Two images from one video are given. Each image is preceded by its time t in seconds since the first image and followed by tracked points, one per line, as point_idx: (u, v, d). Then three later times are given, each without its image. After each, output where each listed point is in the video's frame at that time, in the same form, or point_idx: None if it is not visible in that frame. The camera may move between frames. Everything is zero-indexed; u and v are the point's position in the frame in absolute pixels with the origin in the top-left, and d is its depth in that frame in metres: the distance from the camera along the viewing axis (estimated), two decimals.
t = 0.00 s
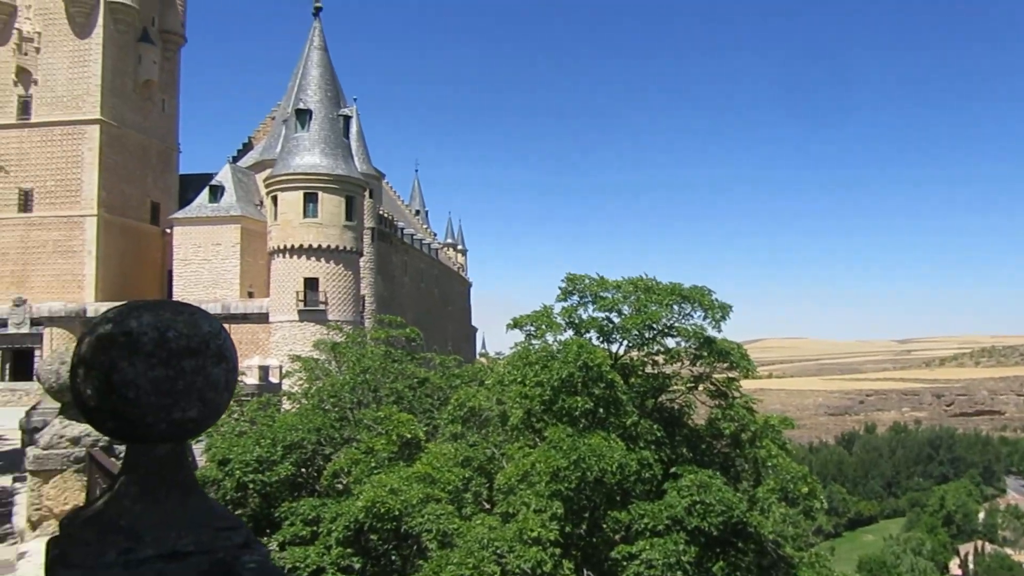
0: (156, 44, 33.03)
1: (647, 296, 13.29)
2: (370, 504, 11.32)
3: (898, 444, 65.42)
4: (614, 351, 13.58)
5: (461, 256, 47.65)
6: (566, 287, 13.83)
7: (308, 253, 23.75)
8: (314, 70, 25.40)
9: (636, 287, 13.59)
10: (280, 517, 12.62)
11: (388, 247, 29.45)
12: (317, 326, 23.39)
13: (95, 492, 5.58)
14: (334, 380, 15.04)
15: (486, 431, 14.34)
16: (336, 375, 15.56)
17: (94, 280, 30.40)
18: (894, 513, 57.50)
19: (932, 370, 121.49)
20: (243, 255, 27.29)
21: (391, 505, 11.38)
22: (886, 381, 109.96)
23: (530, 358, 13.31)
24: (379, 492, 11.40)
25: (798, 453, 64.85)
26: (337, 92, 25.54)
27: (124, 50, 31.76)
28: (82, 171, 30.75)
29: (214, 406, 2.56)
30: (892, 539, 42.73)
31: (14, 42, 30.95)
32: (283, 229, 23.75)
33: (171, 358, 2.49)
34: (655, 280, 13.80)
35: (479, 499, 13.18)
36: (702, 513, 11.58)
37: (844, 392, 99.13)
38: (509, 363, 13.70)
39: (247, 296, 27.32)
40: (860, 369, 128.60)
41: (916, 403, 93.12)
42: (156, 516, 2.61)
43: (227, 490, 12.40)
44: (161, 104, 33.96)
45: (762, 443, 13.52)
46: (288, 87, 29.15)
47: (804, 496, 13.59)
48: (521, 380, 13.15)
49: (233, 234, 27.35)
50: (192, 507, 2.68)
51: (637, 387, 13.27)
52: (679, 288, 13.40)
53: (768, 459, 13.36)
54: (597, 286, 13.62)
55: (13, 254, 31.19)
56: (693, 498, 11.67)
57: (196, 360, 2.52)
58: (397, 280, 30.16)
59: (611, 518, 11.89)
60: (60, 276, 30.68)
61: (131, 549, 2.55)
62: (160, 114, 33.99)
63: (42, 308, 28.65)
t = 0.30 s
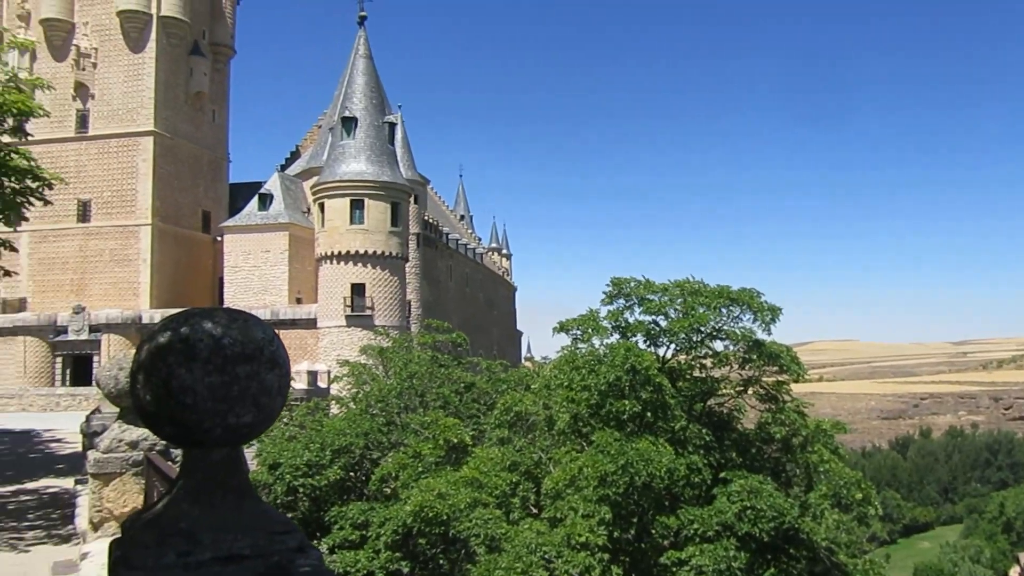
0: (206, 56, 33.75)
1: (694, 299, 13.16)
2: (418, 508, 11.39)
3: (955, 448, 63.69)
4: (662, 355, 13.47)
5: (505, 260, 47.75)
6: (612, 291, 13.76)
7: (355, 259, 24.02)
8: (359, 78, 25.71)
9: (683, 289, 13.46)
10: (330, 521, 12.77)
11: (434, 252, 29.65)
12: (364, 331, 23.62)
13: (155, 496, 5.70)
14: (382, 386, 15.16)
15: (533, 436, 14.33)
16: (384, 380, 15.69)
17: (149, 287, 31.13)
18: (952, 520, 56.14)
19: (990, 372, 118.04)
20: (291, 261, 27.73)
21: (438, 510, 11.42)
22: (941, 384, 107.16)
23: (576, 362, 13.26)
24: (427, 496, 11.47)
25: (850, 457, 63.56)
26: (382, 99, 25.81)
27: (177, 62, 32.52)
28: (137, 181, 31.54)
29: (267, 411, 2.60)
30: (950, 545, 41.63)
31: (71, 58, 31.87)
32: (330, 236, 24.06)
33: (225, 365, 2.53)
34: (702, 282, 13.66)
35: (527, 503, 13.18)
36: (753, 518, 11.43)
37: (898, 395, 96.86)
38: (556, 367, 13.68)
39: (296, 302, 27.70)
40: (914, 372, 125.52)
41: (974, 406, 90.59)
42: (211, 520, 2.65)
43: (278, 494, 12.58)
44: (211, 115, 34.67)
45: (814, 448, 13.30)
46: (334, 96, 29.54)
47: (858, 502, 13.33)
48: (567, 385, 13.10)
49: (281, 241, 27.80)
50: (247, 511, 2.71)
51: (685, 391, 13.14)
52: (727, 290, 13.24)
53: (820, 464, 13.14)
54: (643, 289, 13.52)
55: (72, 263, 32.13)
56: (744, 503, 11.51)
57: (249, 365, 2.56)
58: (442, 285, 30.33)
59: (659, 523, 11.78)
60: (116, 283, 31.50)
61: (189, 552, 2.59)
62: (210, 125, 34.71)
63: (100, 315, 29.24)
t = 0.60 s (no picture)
0: (252, 65, 34.34)
1: (738, 304, 13.01)
2: (458, 513, 11.42)
3: (1007, 457, 62.09)
4: (705, 361, 13.33)
5: (545, 265, 47.73)
6: (654, 296, 13.66)
7: (397, 264, 24.21)
8: (401, 85, 25.94)
9: (726, 295, 13.30)
10: (372, 525, 12.86)
11: (474, 257, 29.76)
12: (405, 336, 23.76)
13: (202, 498, 5.80)
14: (423, 391, 15.24)
15: (573, 442, 14.28)
16: (425, 385, 15.77)
17: (197, 292, 31.75)
18: (1005, 532, 55.28)
19: None
20: (334, 266, 28.07)
21: (479, 515, 11.43)
22: (993, 391, 104.52)
23: (618, 368, 13.18)
24: (469, 501, 11.49)
25: (898, 465, 62.39)
26: (424, 106, 26.03)
27: (224, 71, 33.15)
28: (185, 188, 32.19)
29: (314, 417, 2.63)
30: (1002, 557, 40.64)
31: (123, 69, 32.70)
32: (372, 241, 24.29)
33: (272, 370, 2.57)
34: (745, 288, 13.51)
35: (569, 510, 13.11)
36: (798, 527, 11.25)
37: (948, 402, 94.73)
38: (597, 373, 13.61)
39: (339, 307, 27.99)
40: (965, 378, 122.58)
41: None
42: (260, 524, 2.68)
43: (321, 498, 12.72)
44: (256, 123, 35.27)
45: (862, 456, 13.03)
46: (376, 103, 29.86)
47: (907, 511, 13.06)
48: (609, 390, 13.02)
49: (325, 246, 28.18)
50: (293, 515, 2.74)
51: (729, 398, 12.98)
52: (772, 295, 13.07)
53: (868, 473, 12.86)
54: (686, 295, 13.39)
55: (123, 268, 32.87)
56: (789, 512, 11.33)
57: (296, 371, 2.59)
58: (483, 290, 30.44)
59: (702, 531, 11.65)
60: (165, 288, 32.16)
61: (237, 554, 2.63)
62: (256, 133, 35.30)
63: (149, 320, 30.26)
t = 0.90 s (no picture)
0: (291, 73, 34.80)
1: (779, 308, 12.86)
2: (496, 518, 11.43)
3: None
4: (745, 365, 13.18)
5: (581, 269, 47.58)
6: (693, 300, 13.54)
7: (434, 269, 24.32)
8: (437, 91, 26.10)
9: (766, 298, 13.14)
10: (410, 529, 12.91)
11: (511, 260, 29.79)
12: (442, 340, 23.81)
13: (244, 500, 5.86)
14: (461, 395, 15.25)
15: (611, 446, 14.18)
16: (463, 389, 15.78)
17: (237, 297, 32.18)
18: None
19: None
20: (372, 270, 28.28)
21: (517, 520, 11.42)
22: None
23: (657, 373, 13.08)
24: (506, 506, 11.50)
25: (944, 471, 60.98)
26: (460, 111, 26.16)
27: (264, 79, 33.64)
28: (226, 194, 32.69)
29: (355, 422, 2.65)
30: None
31: (166, 78, 33.37)
32: (410, 245, 24.43)
33: (314, 376, 2.58)
34: (786, 291, 13.34)
35: (607, 515, 13.04)
36: (841, 535, 11.07)
37: (996, 407, 92.42)
38: (636, 377, 13.52)
39: (376, 311, 28.16)
40: (1013, 383, 119.46)
41: None
42: (302, 529, 2.69)
43: (359, 501, 12.80)
44: (295, 129, 35.72)
45: (906, 462, 12.77)
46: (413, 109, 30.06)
47: (954, 519, 12.77)
48: (647, 395, 12.93)
49: (362, 250, 28.40)
50: (334, 519, 2.75)
51: (769, 403, 12.81)
52: (814, 299, 12.89)
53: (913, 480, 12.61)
54: (726, 298, 13.26)
55: (166, 273, 33.46)
56: (831, 519, 11.16)
57: (338, 377, 2.61)
58: (519, 294, 30.45)
59: (742, 538, 11.50)
60: (206, 293, 32.66)
61: (281, 558, 2.64)
62: (294, 139, 35.74)
63: (191, 323, 30.57)
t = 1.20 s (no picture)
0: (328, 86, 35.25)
1: (820, 315, 12.69)
2: (535, 528, 11.42)
3: None
4: (786, 373, 13.01)
5: (617, 277, 47.36)
6: (733, 307, 13.40)
7: (470, 278, 24.40)
8: (472, 101, 26.27)
9: (808, 305, 12.97)
10: (449, 538, 12.92)
11: (546, 269, 29.78)
12: (479, 350, 23.85)
13: (287, 510, 5.92)
14: (499, 405, 15.22)
15: (650, 456, 14.06)
16: (501, 398, 15.77)
17: (276, 308, 32.58)
18: None
19: None
20: (408, 280, 28.46)
21: (556, 530, 11.38)
22: None
23: (696, 381, 12.96)
24: (545, 516, 11.47)
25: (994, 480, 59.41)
26: (495, 121, 26.29)
27: (301, 92, 34.12)
28: (265, 206, 33.15)
29: (397, 433, 2.67)
30: None
31: (206, 93, 34.01)
32: (446, 255, 24.53)
33: (358, 387, 2.61)
34: (828, 298, 13.16)
35: (647, 525, 12.92)
36: (888, 546, 10.86)
37: None
38: (675, 386, 13.41)
39: (413, 321, 28.31)
40: None
41: None
42: (347, 540, 2.71)
43: (398, 510, 12.85)
44: (332, 141, 36.14)
45: (954, 472, 12.50)
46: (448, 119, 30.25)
47: (1005, 530, 12.45)
48: (686, 403, 12.83)
49: (399, 261, 28.60)
50: (377, 531, 2.76)
51: (812, 411, 12.62)
52: (856, 306, 12.69)
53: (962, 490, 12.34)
54: (767, 305, 13.11)
55: (207, 285, 34.01)
56: (877, 530, 10.95)
57: (381, 389, 2.63)
58: (555, 302, 30.42)
59: (785, 549, 11.33)
60: (246, 304, 33.10)
61: (326, 569, 2.64)
62: (332, 151, 36.16)
63: (232, 334, 30.89)
